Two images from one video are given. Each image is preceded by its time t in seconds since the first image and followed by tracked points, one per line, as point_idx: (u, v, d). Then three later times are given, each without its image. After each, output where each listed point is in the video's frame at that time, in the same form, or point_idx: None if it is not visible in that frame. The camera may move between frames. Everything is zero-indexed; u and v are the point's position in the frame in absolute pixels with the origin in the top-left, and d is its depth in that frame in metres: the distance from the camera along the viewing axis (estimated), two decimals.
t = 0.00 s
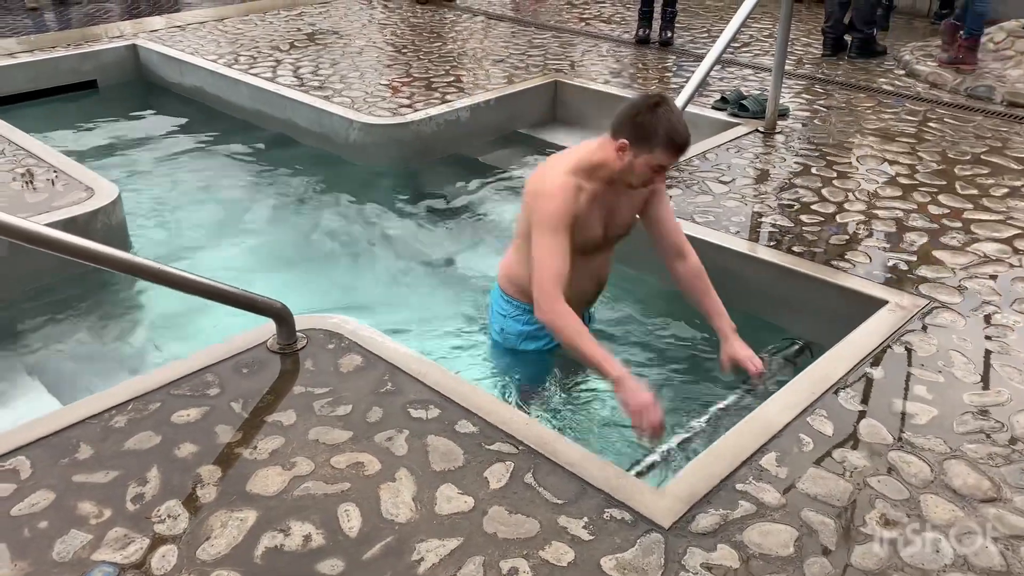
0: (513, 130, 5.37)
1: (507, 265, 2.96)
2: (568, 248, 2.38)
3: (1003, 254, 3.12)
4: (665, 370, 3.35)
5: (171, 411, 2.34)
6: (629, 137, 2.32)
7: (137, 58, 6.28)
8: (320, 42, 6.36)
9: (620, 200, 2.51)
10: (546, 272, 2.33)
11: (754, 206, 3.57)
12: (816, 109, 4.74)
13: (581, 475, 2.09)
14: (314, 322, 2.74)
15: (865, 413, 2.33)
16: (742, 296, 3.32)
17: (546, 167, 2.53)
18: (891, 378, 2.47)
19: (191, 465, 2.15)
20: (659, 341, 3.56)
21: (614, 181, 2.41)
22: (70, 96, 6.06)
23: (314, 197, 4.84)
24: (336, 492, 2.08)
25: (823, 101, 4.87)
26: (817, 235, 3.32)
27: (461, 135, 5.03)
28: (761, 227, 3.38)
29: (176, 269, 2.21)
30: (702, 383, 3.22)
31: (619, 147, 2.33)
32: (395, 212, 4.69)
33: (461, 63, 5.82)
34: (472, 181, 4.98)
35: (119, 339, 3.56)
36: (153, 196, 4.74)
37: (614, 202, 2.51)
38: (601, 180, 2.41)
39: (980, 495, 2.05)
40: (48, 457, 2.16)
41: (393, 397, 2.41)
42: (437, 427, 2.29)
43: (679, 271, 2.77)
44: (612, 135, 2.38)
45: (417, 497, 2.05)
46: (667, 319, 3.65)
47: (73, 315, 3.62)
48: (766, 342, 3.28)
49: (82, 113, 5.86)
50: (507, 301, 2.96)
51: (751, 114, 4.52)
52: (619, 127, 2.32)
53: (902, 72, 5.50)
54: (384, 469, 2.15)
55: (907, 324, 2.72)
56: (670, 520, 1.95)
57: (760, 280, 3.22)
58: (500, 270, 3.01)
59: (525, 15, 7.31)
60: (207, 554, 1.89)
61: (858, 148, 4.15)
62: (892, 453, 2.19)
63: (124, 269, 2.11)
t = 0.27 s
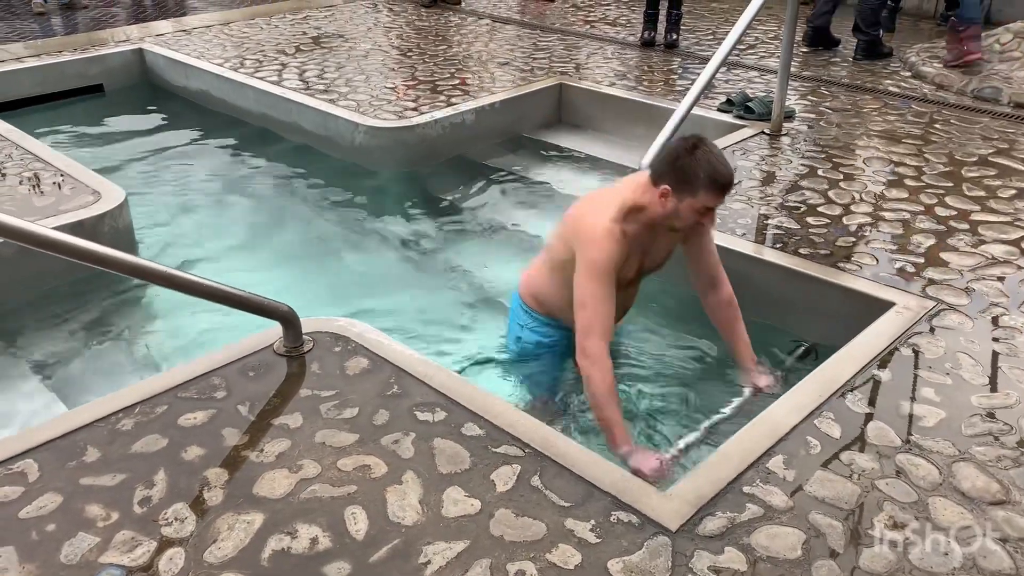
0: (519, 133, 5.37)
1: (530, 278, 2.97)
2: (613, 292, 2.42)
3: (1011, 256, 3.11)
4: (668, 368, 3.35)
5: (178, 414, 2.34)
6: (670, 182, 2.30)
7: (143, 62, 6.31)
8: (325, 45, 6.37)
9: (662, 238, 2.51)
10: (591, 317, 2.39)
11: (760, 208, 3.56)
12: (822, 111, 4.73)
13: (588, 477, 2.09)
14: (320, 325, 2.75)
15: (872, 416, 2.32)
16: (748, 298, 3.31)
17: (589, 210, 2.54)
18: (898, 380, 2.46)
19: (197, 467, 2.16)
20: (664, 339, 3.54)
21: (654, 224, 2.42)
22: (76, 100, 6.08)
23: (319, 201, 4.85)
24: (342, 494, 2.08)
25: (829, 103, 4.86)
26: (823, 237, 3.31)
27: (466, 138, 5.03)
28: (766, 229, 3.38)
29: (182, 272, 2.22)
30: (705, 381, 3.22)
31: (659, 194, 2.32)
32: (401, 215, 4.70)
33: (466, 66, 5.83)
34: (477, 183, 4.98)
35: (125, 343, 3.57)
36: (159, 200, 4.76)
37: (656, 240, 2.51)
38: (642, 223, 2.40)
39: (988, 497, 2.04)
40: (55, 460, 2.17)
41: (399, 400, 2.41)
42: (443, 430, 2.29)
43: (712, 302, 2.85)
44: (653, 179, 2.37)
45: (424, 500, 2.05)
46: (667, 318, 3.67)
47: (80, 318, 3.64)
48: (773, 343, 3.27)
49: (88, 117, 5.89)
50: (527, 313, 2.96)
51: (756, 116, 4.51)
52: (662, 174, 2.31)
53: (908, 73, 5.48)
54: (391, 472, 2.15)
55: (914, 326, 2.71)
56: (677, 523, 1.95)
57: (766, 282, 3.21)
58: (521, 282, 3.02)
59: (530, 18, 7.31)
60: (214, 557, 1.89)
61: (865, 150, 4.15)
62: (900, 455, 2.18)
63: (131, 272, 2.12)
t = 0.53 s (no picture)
0: (519, 134, 5.37)
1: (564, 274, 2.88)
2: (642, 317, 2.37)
3: (1012, 255, 3.11)
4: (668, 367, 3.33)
5: (179, 417, 2.35)
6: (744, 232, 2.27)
7: (144, 66, 6.32)
8: (326, 48, 6.38)
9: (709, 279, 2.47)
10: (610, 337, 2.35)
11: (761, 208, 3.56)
12: (822, 111, 4.73)
13: (590, 478, 2.09)
14: (321, 327, 2.75)
15: (874, 416, 2.32)
16: (749, 298, 3.30)
17: (648, 237, 2.47)
18: (900, 380, 2.45)
19: (198, 470, 2.16)
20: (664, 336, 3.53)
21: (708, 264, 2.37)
22: (77, 104, 6.10)
23: (320, 203, 4.86)
24: (343, 497, 2.08)
25: (829, 103, 4.86)
26: (824, 237, 3.31)
27: (467, 140, 5.03)
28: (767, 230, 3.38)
29: (183, 275, 2.22)
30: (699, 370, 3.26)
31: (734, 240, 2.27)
32: (402, 217, 4.70)
33: (467, 68, 5.84)
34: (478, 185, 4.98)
35: (127, 346, 3.57)
36: (160, 203, 4.76)
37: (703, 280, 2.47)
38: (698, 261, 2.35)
39: (990, 497, 2.04)
40: (57, 463, 2.17)
41: (400, 402, 2.41)
42: (445, 432, 2.29)
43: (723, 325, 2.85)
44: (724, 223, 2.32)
45: (425, 502, 2.05)
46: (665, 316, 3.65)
47: (82, 321, 3.64)
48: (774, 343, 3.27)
49: (89, 120, 5.89)
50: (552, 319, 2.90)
51: (757, 116, 4.51)
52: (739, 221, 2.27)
53: (908, 73, 5.48)
54: (392, 474, 2.15)
55: (916, 325, 2.70)
56: (678, 524, 1.94)
57: (767, 282, 3.21)
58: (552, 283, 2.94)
59: (531, 20, 7.32)
60: (215, 560, 1.89)
61: (866, 150, 4.14)
62: (902, 455, 2.18)
63: (132, 276, 2.12)
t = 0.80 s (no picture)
0: (517, 135, 5.37)
1: (554, 327, 2.96)
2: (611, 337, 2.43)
3: (1010, 253, 3.11)
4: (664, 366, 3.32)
5: (178, 420, 2.35)
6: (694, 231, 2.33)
7: (141, 68, 6.32)
8: (323, 49, 6.38)
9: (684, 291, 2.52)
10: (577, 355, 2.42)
11: (759, 207, 3.56)
12: (819, 109, 4.74)
13: (589, 479, 2.09)
14: (320, 329, 2.75)
15: (873, 414, 2.32)
16: (747, 298, 3.30)
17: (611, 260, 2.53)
18: (898, 379, 2.45)
19: (197, 473, 2.16)
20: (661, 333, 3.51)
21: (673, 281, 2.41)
22: (74, 107, 6.10)
23: (318, 205, 4.85)
24: (342, 499, 2.08)
25: (827, 102, 4.86)
26: (822, 236, 3.31)
27: (465, 141, 5.03)
28: (765, 229, 3.38)
29: (180, 278, 2.22)
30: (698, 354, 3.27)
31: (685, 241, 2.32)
32: (401, 218, 4.71)
33: (464, 69, 5.84)
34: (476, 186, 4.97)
35: (125, 349, 3.57)
36: (158, 205, 4.76)
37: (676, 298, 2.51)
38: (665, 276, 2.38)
39: (989, 495, 2.04)
40: (56, 467, 2.17)
41: (399, 404, 2.41)
42: (443, 433, 2.29)
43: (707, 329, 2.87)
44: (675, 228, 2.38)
45: (424, 504, 2.05)
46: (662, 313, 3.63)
47: (81, 325, 3.64)
48: (772, 343, 3.27)
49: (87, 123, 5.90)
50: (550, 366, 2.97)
51: (754, 115, 4.51)
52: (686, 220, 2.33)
53: (905, 71, 5.48)
54: (391, 476, 2.14)
55: (914, 324, 2.70)
56: (677, 523, 1.94)
57: (765, 282, 3.21)
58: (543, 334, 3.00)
59: (528, 20, 7.32)
60: (215, 562, 1.89)
61: (863, 149, 4.14)
62: (900, 453, 2.18)
63: (130, 279, 2.12)
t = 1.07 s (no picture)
0: (514, 134, 5.37)
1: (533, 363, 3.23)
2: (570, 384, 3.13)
3: (1008, 250, 3.11)
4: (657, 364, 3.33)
5: (176, 421, 2.34)
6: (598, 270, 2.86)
7: (137, 69, 6.31)
8: (320, 49, 6.38)
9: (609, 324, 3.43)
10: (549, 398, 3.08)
11: (757, 205, 3.56)
12: (817, 107, 4.74)
13: (588, 478, 2.09)
14: (318, 330, 2.75)
15: (872, 412, 2.32)
16: (745, 296, 3.30)
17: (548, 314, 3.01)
18: (897, 376, 2.45)
19: (196, 474, 2.16)
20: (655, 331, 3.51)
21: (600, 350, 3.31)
22: (71, 108, 6.09)
23: (316, 205, 4.85)
24: (342, 499, 2.07)
25: (824, 99, 4.86)
26: (820, 233, 3.31)
27: (463, 140, 5.03)
28: (763, 227, 3.38)
29: (178, 279, 2.22)
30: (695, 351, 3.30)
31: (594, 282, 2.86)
32: (399, 218, 4.70)
33: (461, 68, 5.83)
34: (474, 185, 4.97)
35: (124, 351, 3.56)
36: (155, 206, 4.75)
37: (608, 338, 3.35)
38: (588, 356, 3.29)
39: (988, 492, 2.04)
40: (55, 469, 2.16)
41: (398, 404, 2.41)
42: (443, 433, 2.29)
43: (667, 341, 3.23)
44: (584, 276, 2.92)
45: (423, 503, 2.05)
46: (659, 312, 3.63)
47: (79, 327, 3.64)
48: (770, 341, 3.27)
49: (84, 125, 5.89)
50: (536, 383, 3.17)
51: (752, 114, 4.51)
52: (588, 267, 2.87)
53: (903, 69, 5.48)
54: (390, 476, 2.14)
55: (913, 321, 2.70)
56: (677, 522, 1.94)
57: (763, 280, 3.21)
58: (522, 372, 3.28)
59: (525, 19, 7.32)
60: (214, 564, 1.89)
61: (861, 146, 4.14)
62: (900, 450, 2.18)
63: (128, 280, 2.12)
